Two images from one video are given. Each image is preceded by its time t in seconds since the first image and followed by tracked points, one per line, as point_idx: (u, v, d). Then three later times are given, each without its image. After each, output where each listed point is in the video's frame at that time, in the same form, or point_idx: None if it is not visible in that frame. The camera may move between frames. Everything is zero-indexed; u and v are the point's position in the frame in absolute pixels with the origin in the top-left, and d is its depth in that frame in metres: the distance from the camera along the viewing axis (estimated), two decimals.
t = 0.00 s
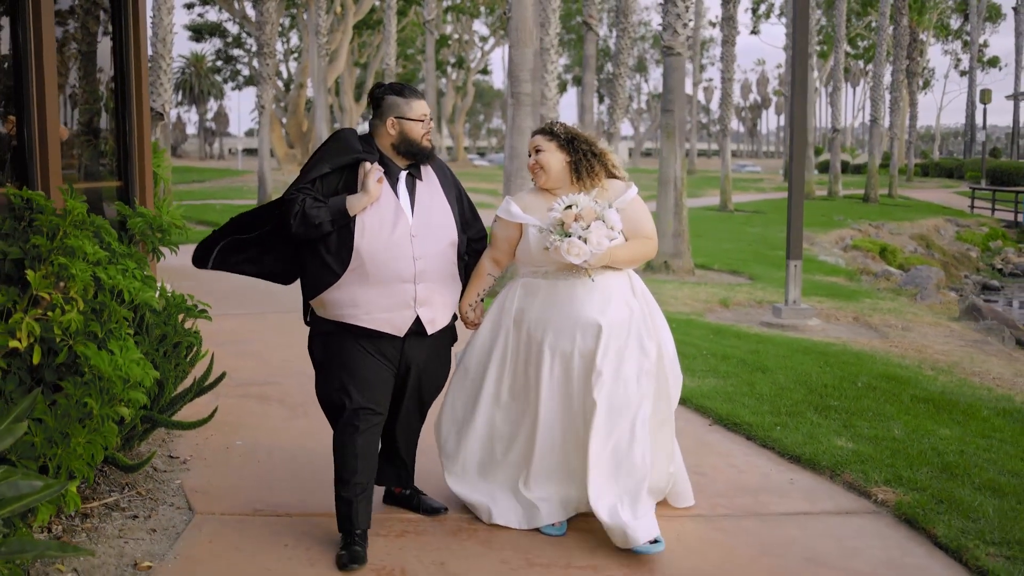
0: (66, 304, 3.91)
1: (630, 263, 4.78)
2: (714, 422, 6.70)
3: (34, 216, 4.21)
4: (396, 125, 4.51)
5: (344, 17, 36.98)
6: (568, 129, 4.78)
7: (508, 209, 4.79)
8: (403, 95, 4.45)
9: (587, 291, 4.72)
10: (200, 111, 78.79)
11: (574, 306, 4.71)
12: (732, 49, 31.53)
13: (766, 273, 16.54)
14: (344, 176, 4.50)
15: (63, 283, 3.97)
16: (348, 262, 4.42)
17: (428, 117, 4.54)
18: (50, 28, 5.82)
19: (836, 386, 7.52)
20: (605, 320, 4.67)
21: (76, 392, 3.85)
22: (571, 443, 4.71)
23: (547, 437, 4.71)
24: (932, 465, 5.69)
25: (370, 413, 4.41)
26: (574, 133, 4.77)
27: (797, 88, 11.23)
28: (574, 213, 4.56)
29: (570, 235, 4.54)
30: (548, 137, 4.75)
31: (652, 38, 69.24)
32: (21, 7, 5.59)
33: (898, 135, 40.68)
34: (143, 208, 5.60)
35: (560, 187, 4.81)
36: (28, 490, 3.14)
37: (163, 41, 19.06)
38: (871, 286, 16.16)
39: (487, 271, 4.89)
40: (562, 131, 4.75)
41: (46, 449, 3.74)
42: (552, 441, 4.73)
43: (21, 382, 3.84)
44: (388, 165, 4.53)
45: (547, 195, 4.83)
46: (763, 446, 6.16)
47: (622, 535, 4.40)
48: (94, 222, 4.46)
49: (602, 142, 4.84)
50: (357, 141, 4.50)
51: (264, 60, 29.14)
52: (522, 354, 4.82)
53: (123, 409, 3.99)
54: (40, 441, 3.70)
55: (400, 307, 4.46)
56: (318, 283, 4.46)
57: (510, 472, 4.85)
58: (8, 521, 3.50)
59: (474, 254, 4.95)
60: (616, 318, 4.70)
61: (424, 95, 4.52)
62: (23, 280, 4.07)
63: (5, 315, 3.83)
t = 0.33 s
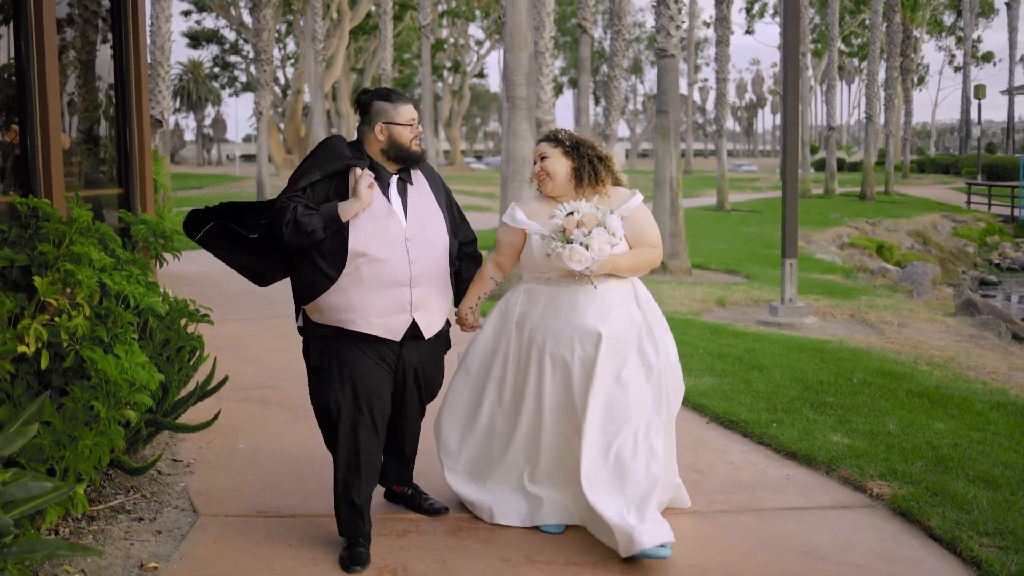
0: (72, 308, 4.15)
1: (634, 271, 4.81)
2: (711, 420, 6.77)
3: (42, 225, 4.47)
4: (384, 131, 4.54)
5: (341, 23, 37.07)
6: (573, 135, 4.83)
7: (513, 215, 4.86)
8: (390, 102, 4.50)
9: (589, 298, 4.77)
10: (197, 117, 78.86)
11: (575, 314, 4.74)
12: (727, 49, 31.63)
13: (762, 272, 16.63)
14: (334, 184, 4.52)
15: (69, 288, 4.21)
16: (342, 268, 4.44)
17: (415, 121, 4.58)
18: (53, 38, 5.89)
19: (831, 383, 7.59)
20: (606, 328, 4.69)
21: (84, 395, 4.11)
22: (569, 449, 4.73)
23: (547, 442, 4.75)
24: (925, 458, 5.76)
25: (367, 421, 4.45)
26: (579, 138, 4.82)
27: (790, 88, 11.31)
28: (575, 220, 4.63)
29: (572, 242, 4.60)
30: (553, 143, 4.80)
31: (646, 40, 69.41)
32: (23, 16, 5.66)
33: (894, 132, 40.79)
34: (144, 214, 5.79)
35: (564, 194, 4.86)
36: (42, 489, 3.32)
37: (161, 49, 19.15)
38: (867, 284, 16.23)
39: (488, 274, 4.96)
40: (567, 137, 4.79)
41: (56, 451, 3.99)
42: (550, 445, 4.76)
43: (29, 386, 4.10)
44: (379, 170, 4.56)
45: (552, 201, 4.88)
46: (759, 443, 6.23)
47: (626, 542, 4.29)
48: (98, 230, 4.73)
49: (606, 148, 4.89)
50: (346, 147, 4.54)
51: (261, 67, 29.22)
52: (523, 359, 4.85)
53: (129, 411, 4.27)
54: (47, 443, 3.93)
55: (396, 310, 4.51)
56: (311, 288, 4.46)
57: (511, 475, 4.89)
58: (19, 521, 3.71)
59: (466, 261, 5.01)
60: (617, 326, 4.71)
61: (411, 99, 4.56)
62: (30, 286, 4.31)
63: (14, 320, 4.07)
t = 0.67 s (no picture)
0: (85, 321, 4.25)
1: (651, 288, 4.81)
2: (712, 429, 6.84)
3: (55, 239, 4.58)
4: (384, 143, 4.56)
5: (343, 39, 37.32)
6: (595, 150, 4.86)
7: (533, 229, 4.90)
8: (388, 114, 4.51)
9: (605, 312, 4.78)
10: (201, 134, 79.26)
11: (590, 328, 4.75)
12: (727, 62, 31.80)
13: (764, 283, 16.72)
14: (334, 194, 4.52)
15: (83, 300, 4.31)
16: (342, 280, 4.45)
17: (415, 134, 4.58)
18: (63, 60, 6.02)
19: (832, 391, 7.66)
20: (622, 343, 4.69)
21: (97, 406, 4.23)
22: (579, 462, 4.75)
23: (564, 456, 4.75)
24: (924, 465, 5.83)
25: (365, 435, 4.51)
26: (601, 153, 4.85)
27: (789, 100, 11.42)
28: (592, 235, 4.63)
29: (588, 257, 4.60)
30: (575, 158, 4.84)
31: (647, 53, 69.69)
32: (33, 35, 5.76)
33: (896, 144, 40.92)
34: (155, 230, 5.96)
35: (583, 208, 4.89)
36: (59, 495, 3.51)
37: (166, 66, 19.36)
38: (869, 294, 16.31)
39: (503, 285, 5.05)
40: (589, 151, 4.83)
41: (71, 459, 4.12)
42: (562, 458, 4.80)
43: (43, 397, 4.22)
44: (379, 180, 4.58)
45: (571, 215, 4.91)
46: (760, 451, 6.30)
47: (626, 568, 4.26)
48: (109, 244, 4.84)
49: (628, 164, 4.91)
50: (345, 158, 4.55)
51: (265, 83, 29.43)
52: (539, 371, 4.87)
53: (141, 420, 4.39)
54: (61, 452, 4.05)
55: (397, 322, 4.52)
56: (311, 299, 4.48)
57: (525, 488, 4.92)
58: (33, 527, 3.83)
59: (467, 272, 4.97)
60: (632, 341, 4.71)
61: (411, 111, 4.57)
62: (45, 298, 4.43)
63: (29, 333, 4.18)
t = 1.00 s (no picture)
0: (103, 325, 4.39)
1: (671, 289, 4.76)
2: (716, 430, 6.95)
3: (71, 246, 4.73)
4: (390, 149, 4.57)
5: (347, 48, 37.56)
6: (623, 151, 4.82)
7: (557, 226, 4.84)
8: (394, 121, 4.54)
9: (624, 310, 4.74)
10: (206, 143, 79.67)
11: (608, 327, 4.72)
12: (731, 69, 31.95)
13: (768, 289, 16.83)
14: (341, 201, 4.58)
15: (100, 305, 4.45)
16: (348, 286, 4.47)
17: (421, 139, 4.62)
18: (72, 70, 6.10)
19: (834, 394, 7.76)
20: (639, 341, 4.65)
21: (116, 407, 4.37)
22: (591, 463, 4.78)
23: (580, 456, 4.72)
24: (924, 464, 5.93)
25: (371, 437, 4.57)
26: (629, 155, 4.81)
27: (791, 107, 11.53)
28: (614, 238, 4.60)
29: (609, 260, 4.59)
30: (602, 158, 4.81)
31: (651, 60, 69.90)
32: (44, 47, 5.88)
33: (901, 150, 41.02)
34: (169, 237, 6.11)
35: (608, 208, 4.85)
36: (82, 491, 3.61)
37: (172, 78, 19.58)
38: (873, 300, 16.41)
39: (523, 281, 4.94)
40: (617, 153, 4.79)
41: (92, 457, 4.24)
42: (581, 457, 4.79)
43: (63, 399, 4.36)
44: (386, 188, 4.61)
45: (595, 214, 4.88)
46: (762, 452, 6.42)
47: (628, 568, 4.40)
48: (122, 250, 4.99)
49: (657, 166, 4.86)
50: (351, 164, 4.62)
51: (270, 93, 29.64)
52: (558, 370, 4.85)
53: (158, 421, 4.53)
54: (82, 451, 4.17)
55: (402, 328, 4.52)
56: (316, 306, 4.47)
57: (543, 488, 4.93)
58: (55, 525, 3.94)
59: (476, 273, 4.92)
60: (650, 341, 4.67)
61: (417, 118, 4.61)
62: (63, 303, 4.54)
63: (50, 336, 4.31)
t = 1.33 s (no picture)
0: (125, 316, 4.53)
1: (692, 289, 4.81)
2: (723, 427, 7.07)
3: (96, 239, 4.87)
4: (409, 148, 4.70)
5: (365, 44, 37.71)
6: (655, 151, 4.92)
7: (582, 219, 4.92)
8: (412, 121, 4.66)
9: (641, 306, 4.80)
10: (223, 137, 80.02)
11: (624, 322, 4.78)
12: (747, 70, 31.97)
13: (780, 290, 16.92)
14: (360, 200, 4.70)
15: (123, 297, 4.59)
16: (365, 284, 4.59)
17: (438, 139, 4.74)
18: (94, 66, 6.22)
19: (840, 394, 7.86)
20: (653, 338, 4.73)
21: (137, 396, 4.52)
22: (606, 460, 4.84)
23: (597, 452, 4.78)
24: (926, 463, 6.04)
25: (384, 432, 4.70)
26: (660, 155, 4.91)
27: (805, 110, 11.62)
28: (645, 228, 4.63)
29: (636, 249, 4.61)
30: (634, 156, 4.90)
31: (668, 60, 69.85)
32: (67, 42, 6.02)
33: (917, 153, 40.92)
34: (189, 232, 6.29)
35: (635, 204, 4.93)
36: (107, 475, 3.72)
37: (190, 73, 19.77)
38: (884, 302, 16.47)
39: (544, 272, 5.05)
40: (648, 152, 4.89)
41: (113, 445, 4.37)
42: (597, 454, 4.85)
43: (86, 388, 4.51)
44: (405, 187, 4.74)
45: (622, 210, 4.95)
46: (768, 449, 6.54)
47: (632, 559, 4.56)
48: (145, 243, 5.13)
49: (687, 171, 4.97)
50: (370, 163, 4.75)
51: (287, 89, 29.81)
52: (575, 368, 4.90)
53: (177, 410, 4.67)
54: (105, 437, 4.32)
55: (416, 325, 4.63)
56: (333, 304, 4.60)
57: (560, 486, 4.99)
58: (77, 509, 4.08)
59: (495, 268, 5.08)
60: (663, 337, 4.75)
61: (435, 118, 4.73)
62: (87, 294, 4.68)
63: (74, 326, 4.46)
